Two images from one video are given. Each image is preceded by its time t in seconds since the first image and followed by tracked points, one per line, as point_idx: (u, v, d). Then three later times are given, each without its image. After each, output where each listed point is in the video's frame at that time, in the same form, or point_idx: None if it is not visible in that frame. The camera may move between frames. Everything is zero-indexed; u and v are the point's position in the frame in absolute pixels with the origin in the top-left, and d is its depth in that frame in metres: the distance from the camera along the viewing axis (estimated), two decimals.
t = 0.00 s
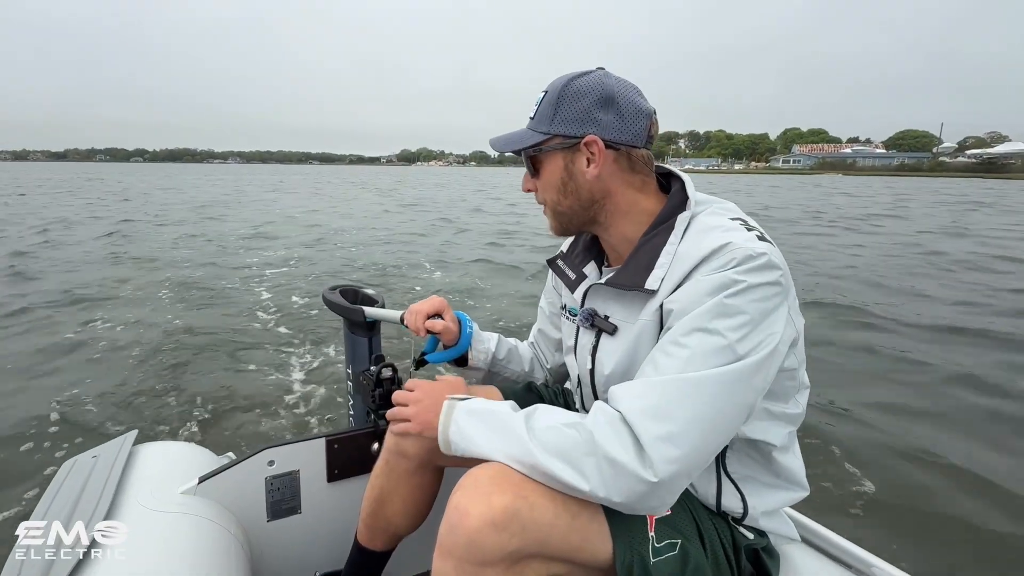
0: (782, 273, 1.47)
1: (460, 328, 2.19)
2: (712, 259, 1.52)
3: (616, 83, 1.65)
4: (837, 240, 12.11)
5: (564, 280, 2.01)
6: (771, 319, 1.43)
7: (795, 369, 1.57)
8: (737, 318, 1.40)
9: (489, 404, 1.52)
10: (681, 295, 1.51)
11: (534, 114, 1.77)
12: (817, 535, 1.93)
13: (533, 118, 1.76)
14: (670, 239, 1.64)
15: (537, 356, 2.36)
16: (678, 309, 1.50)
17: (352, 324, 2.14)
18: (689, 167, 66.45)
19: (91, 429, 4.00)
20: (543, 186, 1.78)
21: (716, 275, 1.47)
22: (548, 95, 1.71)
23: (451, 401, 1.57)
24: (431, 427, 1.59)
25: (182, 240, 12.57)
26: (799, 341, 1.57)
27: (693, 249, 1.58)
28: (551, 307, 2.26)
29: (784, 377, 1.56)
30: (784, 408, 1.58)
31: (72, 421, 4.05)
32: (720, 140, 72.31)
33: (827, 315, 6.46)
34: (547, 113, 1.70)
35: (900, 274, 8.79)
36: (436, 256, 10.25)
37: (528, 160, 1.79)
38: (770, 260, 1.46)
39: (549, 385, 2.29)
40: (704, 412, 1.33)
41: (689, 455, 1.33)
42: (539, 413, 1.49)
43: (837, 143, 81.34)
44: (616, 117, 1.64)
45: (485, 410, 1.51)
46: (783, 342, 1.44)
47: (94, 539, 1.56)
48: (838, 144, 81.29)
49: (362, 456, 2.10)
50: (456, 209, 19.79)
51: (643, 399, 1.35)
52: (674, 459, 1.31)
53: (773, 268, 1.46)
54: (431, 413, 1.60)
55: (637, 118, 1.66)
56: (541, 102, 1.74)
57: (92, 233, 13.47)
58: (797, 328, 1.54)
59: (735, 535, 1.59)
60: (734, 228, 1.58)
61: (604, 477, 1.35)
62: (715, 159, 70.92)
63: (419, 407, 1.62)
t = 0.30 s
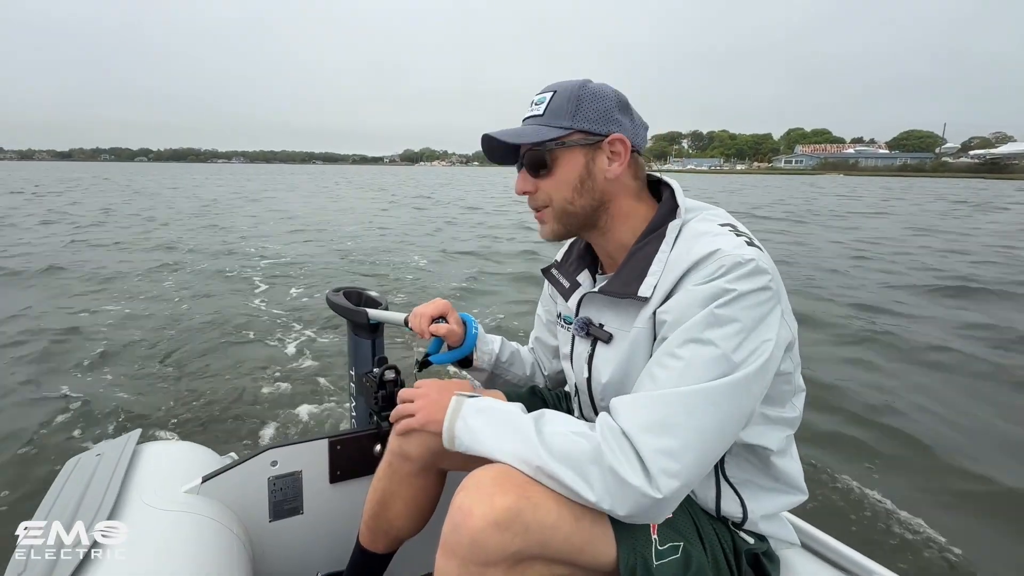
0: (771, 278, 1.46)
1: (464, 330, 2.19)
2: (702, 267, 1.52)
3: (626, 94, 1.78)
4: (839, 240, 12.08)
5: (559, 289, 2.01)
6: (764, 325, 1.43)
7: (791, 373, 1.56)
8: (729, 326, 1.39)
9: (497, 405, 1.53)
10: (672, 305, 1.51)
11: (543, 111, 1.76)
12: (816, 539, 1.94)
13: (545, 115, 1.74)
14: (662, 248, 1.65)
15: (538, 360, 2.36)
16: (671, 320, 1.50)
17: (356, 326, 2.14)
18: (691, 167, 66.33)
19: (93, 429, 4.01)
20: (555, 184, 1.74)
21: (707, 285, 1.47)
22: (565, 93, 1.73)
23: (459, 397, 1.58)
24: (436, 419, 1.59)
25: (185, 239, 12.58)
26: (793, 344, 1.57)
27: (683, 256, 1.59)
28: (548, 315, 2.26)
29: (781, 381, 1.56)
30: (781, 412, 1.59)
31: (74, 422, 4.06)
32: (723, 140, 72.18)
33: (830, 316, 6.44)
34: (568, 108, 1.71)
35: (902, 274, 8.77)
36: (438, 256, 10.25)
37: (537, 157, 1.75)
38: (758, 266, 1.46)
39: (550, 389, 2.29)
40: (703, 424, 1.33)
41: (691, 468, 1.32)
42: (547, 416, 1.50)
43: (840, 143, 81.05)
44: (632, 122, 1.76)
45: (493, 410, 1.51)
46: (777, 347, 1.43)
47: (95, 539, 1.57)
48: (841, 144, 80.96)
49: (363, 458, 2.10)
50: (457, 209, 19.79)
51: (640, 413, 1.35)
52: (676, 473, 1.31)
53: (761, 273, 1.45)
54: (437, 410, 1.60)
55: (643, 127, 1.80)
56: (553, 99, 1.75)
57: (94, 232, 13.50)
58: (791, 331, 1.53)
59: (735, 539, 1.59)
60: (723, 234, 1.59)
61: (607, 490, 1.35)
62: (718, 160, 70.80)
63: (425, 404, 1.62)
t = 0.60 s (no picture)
0: (769, 274, 1.44)
1: (463, 330, 2.17)
2: (700, 265, 1.50)
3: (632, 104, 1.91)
4: (840, 241, 12.05)
5: (555, 289, 1.99)
6: (762, 322, 1.40)
7: (789, 367, 1.54)
8: (728, 324, 1.37)
9: (495, 401, 1.50)
10: (672, 303, 1.49)
11: (603, 90, 1.71)
12: (813, 539, 1.91)
13: (608, 96, 1.71)
14: (659, 247, 1.64)
15: (535, 362, 2.34)
16: (669, 317, 1.48)
17: (353, 327, 2.12)
18: (692, 168, 66.27)
19: (89, 429, 3.97)
20: (624, 168, 1.71)
21: (705, 282, 1.44)
22: (621, 80, 1.74)
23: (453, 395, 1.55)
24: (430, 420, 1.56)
25: (183, 238, 12.53)
26: (791, 339, 1.54)
27: (680, 255, 1.57)
28: (543, 315, 2.24)
29: (780, 376, 1.54)
30: (780, 407, 1.56)
31: (70, 421, 4.03)
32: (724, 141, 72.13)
33: (830, 317, 6.42)
34: (628, 96, 1.74)
35: (902, 275, 8.74)
36: (437, 256, 10.23)
37: (605, 139, 1.70)
38: (756, 263, 1.43)
39: (547, 390, 2.27)
40: (704, 420, 1.31)
41: (693, 464, 1.31)
42: (544, 413, 1.47)
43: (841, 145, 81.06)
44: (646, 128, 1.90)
45: (490, 407, 1.49)
46: (775, 344, 1.41)
47: (95, 539, 1.55)
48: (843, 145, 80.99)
49: (360, 459, 2.07)
50: (457, 209, 19.76)
51: (639, 411, 1.33)
52: (678, 468, 1.29)
53: (759, 270, 1.43)
54: (431, 412, 1.57)
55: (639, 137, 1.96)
56: (611, 81, 1.72)
57: (92, 231, 13.45)
58: (789, 326, 1.51)
59: (733, 537, 1.56)
60: (719, 231, 1.56)
61: (608, 485, 1.33)
62: (719, 160, 70.73)
63: (419, 405, 1.59)
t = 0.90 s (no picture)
0: (765, 274, 1.45)
1: (455, 327, 2.19)
2: (697, 262, 1.51)
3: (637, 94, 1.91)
4: (836, 241, 12.09)
5: (551, 282, 2.01)
6: (758, 322, 1.42)
7: (785, 363, 1.55)
8: (724, 326, 1.38)
9: (479, 395, 1.49)
10: (667, 301, 1.50)
11: (610, 80, 1.70)
12: (806, 531, 1.92)
13: (615, 87, 1.70)
14: (654, 241, 1.65)
15: (530, 354, 2.34)
16: (665, 316, 1.49)
17: (346, 324, 2.13)
18: (691, 168, 66.28)
19: (85, 428, 3.98)
20: (627, 162, 1.72)
21: (701, 283, 1.45)
22: (627, 70, 1.74)
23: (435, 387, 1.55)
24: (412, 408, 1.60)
25: (181, 237, 12.52)
26: (788, 335, 1.55)
27: (676, 253, 1.58)
28: (538, 307, 2.25)
29: (774, 371, 1.55)
30: (774, 403, 1.57)
31: (66, 420, 4.03)
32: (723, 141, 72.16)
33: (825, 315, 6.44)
34: (633, 88, 1.74)
35: (897, 275, 8.77)
36: (434, 256, 10.24)
37: (610, 132, 1.71)
38: (753, 263, 1.44)
39: (542, 386, 2.29)
40: (698, 424, 1.33)
41: (688, 466, 1.33)
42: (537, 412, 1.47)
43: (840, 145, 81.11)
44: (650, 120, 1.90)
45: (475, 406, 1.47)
46: (771, 343, 1.42)
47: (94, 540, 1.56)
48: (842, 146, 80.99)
49: (355, 457, 2.09)
50: (455, 208, 19.78)
51: (635, 413, 1.34)
52: (674, 472, 1.32)
53: (756, 270, 1.44)
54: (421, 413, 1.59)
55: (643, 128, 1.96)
56: (617, 72, 1.72)
57: (89, 229, 13.44)
58: (784, 323, 1.52)
59: (726, 532, 1.57)
60: (717, 229, 1.57)
61: (602, 488, 1.34)
62: (718, 161, 70.74)
63: (408, 408, 1.60)
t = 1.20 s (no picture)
0: (775, 284, 1.44)
1: (459, 331, 2.17)
2: (707, 274, 1.50)
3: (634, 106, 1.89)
4: (840, 242, 12.04)
5: (548, 294, 1.99)
6: (769, 333, 1.41)
7: (789, 372, 1.53)
8: (738, 339, 1.36)
9: (486, 412, 1.44)
10: (678, 315, 1.48)
11: (609, 95, 1.68)
12: (807, 537, 1.90)
13: (614, 102, 1.68)
14: (660, 255, 1.64)
15: (530, 363, 2.33)
16: (676, 330, 1.46)
17: (348, 325, 2.12)
18: (695, 169, 66.16)
19: (86, 428, 3.98)
20: (628, 178, 1.71)
21: (713, 295, 1.43)
22: (626, 83, 1.72)
23: (437, 400, 1.48)
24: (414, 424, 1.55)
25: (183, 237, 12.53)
26: (791, 345, 1.55)
27: (685, 264, 1.57)
28: (536, 320, 2.24)
29: (780, 381, 1.53)
30: (779, 412, 1.55)
31: (69, 420, 4.04)
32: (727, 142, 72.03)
33: (828, 317, 6.41)
34: (632, 101, 1.72)
35: (900, 277, 8.73)
36: (437, 256, 10.25)
37: (610, 147, 1.70)
38: (763, 273, 1.43)
39: (543, 391, 2.27)
40: (717, 440, 1.31)
41: (704, 483, 1.32)
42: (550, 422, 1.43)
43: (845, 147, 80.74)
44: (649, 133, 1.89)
45: (483, 421, 1.42)
46: (779, 354, 1.42)
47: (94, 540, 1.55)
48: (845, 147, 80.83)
49: (357, 460, 2.08)
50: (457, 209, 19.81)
51: (651, 430, 1.31)
52: (691, 489, 1.31)
53: (766, 280, 1.43)
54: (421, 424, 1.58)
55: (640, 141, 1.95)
56: (616, 85, 1.70)
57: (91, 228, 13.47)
58: (789, 333, 1.52)
59: (730, 540, 1.55)
60: (724, 239, 1.56)
61: (622, 509, 1.31)
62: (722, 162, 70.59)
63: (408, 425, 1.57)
